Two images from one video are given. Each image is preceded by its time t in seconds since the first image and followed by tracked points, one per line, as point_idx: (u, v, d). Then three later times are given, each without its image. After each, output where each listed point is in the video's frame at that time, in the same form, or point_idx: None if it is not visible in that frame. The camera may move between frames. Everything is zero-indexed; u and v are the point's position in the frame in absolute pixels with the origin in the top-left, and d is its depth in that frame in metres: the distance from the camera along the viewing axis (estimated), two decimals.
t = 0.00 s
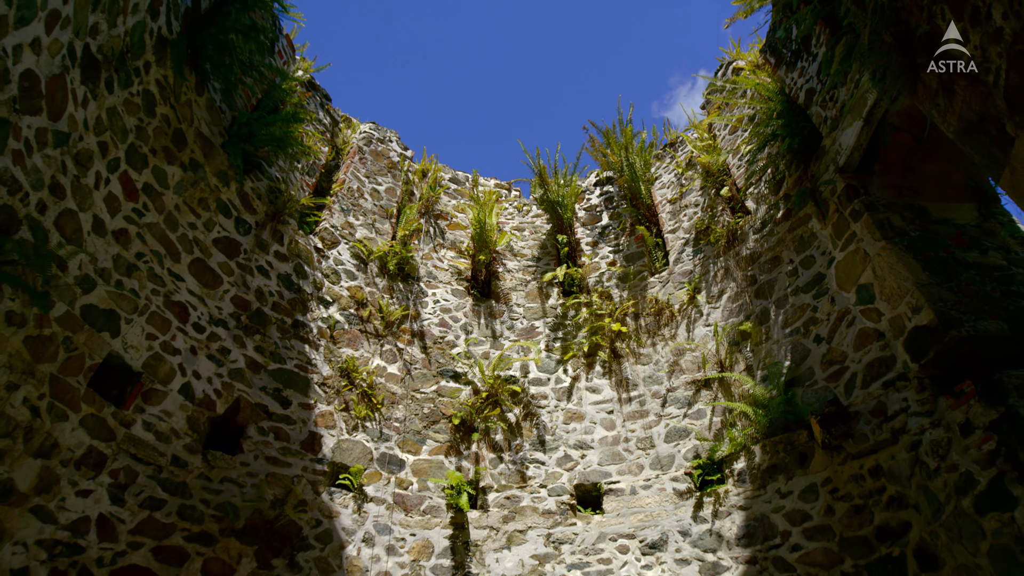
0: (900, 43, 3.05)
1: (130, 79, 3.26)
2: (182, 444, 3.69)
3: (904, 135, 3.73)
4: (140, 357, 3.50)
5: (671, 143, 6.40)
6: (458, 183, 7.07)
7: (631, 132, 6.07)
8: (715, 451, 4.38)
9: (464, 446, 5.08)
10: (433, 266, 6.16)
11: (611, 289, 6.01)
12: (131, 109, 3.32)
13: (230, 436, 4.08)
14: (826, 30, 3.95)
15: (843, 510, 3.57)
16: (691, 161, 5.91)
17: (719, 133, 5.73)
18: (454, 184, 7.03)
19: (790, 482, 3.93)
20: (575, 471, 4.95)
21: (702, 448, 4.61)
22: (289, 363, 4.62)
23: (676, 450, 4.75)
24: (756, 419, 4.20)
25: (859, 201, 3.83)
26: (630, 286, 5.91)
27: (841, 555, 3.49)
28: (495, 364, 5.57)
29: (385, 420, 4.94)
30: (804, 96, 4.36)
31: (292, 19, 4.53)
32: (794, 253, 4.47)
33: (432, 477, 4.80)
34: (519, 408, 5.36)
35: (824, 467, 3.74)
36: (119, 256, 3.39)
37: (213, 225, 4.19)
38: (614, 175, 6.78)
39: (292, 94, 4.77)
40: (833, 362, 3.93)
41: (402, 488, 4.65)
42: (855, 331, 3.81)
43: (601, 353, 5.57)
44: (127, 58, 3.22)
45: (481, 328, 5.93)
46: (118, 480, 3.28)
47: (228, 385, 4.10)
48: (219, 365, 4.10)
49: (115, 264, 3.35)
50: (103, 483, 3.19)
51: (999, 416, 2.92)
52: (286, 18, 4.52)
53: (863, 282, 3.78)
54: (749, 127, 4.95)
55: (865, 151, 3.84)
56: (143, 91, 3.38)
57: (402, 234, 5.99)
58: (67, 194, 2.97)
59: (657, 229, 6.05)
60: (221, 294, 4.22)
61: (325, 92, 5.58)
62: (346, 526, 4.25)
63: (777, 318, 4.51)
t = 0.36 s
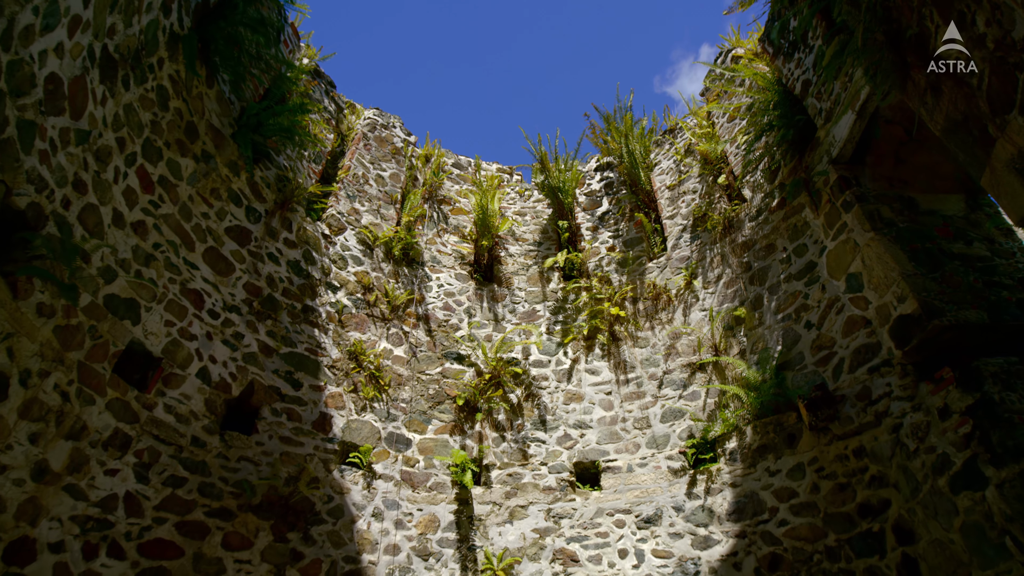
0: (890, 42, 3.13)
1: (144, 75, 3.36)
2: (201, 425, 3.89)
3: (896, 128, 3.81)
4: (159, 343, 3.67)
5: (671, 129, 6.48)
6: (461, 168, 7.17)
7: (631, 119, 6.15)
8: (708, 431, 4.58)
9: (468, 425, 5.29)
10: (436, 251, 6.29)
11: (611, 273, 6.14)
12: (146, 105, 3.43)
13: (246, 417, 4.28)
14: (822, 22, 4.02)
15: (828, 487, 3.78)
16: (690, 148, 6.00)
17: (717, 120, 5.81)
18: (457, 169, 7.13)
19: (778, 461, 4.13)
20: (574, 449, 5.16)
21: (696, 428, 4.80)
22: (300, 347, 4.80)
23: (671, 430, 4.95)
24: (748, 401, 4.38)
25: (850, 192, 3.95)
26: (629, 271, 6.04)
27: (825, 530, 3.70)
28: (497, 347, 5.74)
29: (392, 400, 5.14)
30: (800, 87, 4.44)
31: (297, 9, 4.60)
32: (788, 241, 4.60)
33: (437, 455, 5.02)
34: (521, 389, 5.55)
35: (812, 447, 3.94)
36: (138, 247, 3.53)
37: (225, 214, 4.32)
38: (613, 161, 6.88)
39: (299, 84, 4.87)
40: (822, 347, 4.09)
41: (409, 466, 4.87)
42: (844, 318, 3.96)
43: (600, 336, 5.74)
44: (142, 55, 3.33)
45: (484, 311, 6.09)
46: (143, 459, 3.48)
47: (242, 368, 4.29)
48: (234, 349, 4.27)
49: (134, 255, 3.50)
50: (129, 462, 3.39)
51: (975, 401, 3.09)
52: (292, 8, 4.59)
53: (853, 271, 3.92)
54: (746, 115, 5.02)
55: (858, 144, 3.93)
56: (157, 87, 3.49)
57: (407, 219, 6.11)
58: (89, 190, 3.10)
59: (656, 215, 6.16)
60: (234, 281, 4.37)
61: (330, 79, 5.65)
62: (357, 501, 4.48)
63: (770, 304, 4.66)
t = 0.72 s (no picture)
0: (879, 42, 3.24)
1: (157, 73, 3.49)
2: (217, 408, 4.09)
3: (886, 123, 3.90)
4: (176, 331, 3.85)
5: (669, 117, 6.57)
6: (463, 155, 7.27)
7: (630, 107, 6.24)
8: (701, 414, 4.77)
9: (471, 407, 5.49)
10: (439, 238, 6.43)
11: (609, 260, 6.28)
12: (159, 101, 3.56)
13: (259, 400, 4.48)
14: (817, 17, 4.10)
15: (813, 468, 3.98)
16: (688, 136, 6.09)
17: (714, 110, 5.89)
18: (459, 157, 7.23)
19: (767, 443, 4.34)
20: (573, 430, 5.37)
21: (689, 410, 5.00)
22: (309, 332, 4.98)
23: (666, 412, 5.15)
24: (740, 385, 4.58)
25: (840, 185, 4.08)
26: (627, 258, 6.18)
27: (809, 508, 3.92)
28: (499, 331, 5.91)
29: (398, 383, 5.33)
30: (795, 80, 4.52)
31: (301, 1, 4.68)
32: (781, 231, 4.74)
33: (441, 435, 5.23)
34: (522, 372, 5.75)
35: (799, 430, 4.14)
36: (155, 239, 3.68)
37: (235, 205, 4.46)
38: (612, 148, 6.97)
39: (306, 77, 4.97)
40: (811, 334, 4.26)
41: (415, 446, 5.08)
42: (832, 306, 4.13)
43: (598, 321, 5.91)
44: (155, 54, 3.45)
45: (486, 297, 6.25)
46: (165, 441, 3.68)
47: (254, 353, 4.47)
48: (246, 336, 4.45)
49: (151, 246, 3.65)
50: (152, 444, 3.60)
51: (951, 388, 3.27)
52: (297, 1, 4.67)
53: (841, 262, 4.07)
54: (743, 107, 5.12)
55: (849, 138, 4.04)
56: (170, 84, 3.62)
57: (410, 207, 6.24)
58: (108, 186, 3.24)
59: (654, 202, 6.29)
60: (245, 269, 4.53)
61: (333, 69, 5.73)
62: (365, 480, 4.70)
63: (762, 292, 4.81)
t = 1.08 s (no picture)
0: (867, 39, 3.34)
1: (170, 70, 3.66)
2: (231, 391, 4.29)
3: (877, 117, 3.98)
4: (191, 318, 4.02)
5: (667, 106, 6.66)
6: (465, 142, 7.38)
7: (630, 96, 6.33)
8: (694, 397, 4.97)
9: (473, 389, 5.69)
10: (442, 225, 6.57)
11: (607, 247, 6.42)
12: (172, 98, 3.71)
13: (270, 383, 4.68)
14: (810, 12, 4.20)
15: (800, 449, 4.19)
16: (685, 125, 6.18)
17: (712, 99, 5.98)
18: (460, 144, 7.33)
19: (757, 424, 4.54)
20: (571, 412, 5.58)
21: (683, 393, 5.19)
22: (317, 318, 5.16)
23: (661, 395, 5.34)
24: (732, 369, 4.76)
25: (831, 177, 4.21)
26: (625, 245, 6.32)
27: (795, 486, 4.14)
28: (500, 316, 6.08)
29: (403, 367, 5.53)
30: (789, 73, 4.62)
31: None
32: (773, 221, 4.87)
33: (445, 416, 5.44)
34: (522, 356, 5.93)
35: (787, 412, 4.34)
36: (169, 230, 3.83)
37: (245, 195, 4.60)
38: (611, 136, 7.07)
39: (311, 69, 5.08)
40: (800, 322, 4.43)
41: (420, 427, 5.30)
42: (821, 295, 4.28)
43: (596, 306, 6.07)
44: (167, 52, 3.63)
45: (487, 283, 6.40)
46: (183, 423, 3.89)
47: (265, 339, 4.65)
48: (257, 322, 4.63)
49: (166, 238, 3.80)
50: (171, 426, 3.80)
51: (930, 374, 3.44)
52: None
53: (830, 252, 4.22)
54: (739, 98, 5.22)
55: (840, 131, 4.16)
56: (182, 80, 3.78)
57: (413, 194, 6.36)
58: (126, 180, 3.39)
59: (652, 190, 6.40)
60: (255, 258, 4.68)
61: (337, 58, 5.82)
62: (372, 459, 4.92)
63: (755, 279, 4.97)
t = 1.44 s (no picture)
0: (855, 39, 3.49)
1: (181, 67, 3.87)
2: (243, 375, 4.50)
3: (864, 112, 4.14)
4: (204, 305, 4.21)
5: (663, 95, 6.77)
6: (465, 130, 7.48)
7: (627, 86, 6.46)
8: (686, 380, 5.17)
9: (473, 372, 5.90)
10: (443, 212, 6.71)
11: (604, 234, 6.57)
12: (183, 93, 3.92)
13: (280, 367, 4.88)
14: (801, 7, 4.31)
15: (785, 430, 4.41)
16: (682, 115, 6.30)
17: (707, 90, 6.08)
18: (461, 132, 7.44)
19: (745, 407, 4.75)
20: (568, 394, 5.79)
21: (675, 377, 5.40)
22: (324, 304, 5.35)
23: (654, 378, 5.55)
24: (722, 354, 4.96)
25: (820, 170, 4.35)
26: (622, 233, 6.47)
27: (780, 466, 4.37)
28: (500, 302, 6.26)
29: (406, 350, 5.72)
30: (782, 66, 4.74)
31: None
32: (764, 211, 5.03)
33: (447, 398, 5.65)
34: (521, 340, 6.12)
35: (774, 396, 4.55)
36: (182, 222, 4.00)
37: (253, 186, 4.76)
38: (609, 124, 7.17)
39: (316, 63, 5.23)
40: (788, 309, 4.62)
41: (423, 408, 5.51)
42: (808, 284, 4.46)
43: (593, 292, 6.25)
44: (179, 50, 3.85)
45: (487, 269, 6.56)
46: (199, 405, 4.10)
47: (274, 324, 4.84)
48: (266, 308, 4.81)
49: (179, 229, 3.97)
50: (188, 408, 4.01)
51: (906, 361, 3.63)
52: None
53: (818, 243, 4.38)
54: (732, 91, 5.36)
55: (829, 126, 4.30)
56: (192, 76, 3.98)
57: (415, 182, 6.49)
58: (141, 175, 3.56)
59: (648, 179, 6.54)
60: (264, 246, 4.85)
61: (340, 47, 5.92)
62: (378, 439, 5.15)
63: (746, 268, 5.13)
